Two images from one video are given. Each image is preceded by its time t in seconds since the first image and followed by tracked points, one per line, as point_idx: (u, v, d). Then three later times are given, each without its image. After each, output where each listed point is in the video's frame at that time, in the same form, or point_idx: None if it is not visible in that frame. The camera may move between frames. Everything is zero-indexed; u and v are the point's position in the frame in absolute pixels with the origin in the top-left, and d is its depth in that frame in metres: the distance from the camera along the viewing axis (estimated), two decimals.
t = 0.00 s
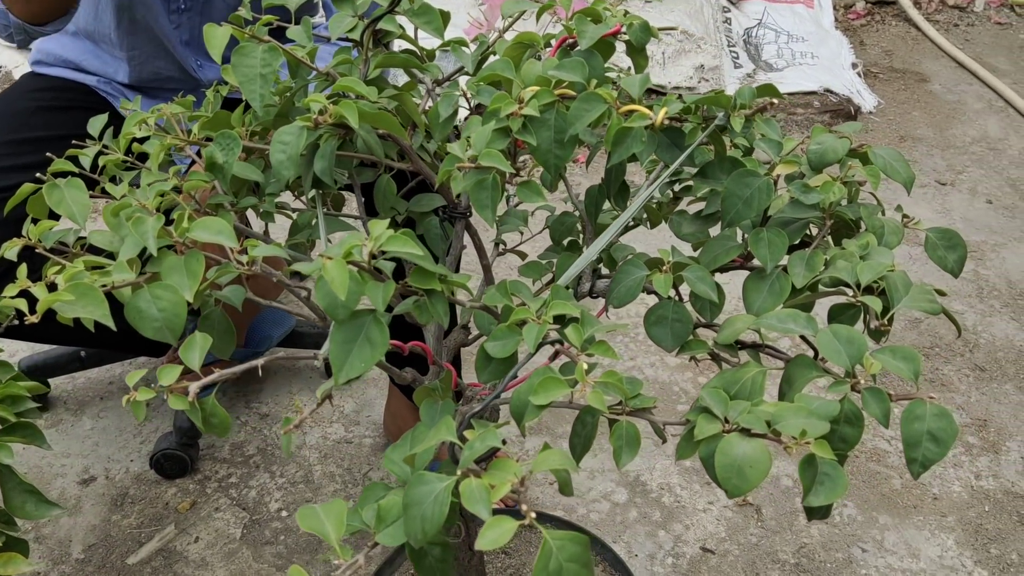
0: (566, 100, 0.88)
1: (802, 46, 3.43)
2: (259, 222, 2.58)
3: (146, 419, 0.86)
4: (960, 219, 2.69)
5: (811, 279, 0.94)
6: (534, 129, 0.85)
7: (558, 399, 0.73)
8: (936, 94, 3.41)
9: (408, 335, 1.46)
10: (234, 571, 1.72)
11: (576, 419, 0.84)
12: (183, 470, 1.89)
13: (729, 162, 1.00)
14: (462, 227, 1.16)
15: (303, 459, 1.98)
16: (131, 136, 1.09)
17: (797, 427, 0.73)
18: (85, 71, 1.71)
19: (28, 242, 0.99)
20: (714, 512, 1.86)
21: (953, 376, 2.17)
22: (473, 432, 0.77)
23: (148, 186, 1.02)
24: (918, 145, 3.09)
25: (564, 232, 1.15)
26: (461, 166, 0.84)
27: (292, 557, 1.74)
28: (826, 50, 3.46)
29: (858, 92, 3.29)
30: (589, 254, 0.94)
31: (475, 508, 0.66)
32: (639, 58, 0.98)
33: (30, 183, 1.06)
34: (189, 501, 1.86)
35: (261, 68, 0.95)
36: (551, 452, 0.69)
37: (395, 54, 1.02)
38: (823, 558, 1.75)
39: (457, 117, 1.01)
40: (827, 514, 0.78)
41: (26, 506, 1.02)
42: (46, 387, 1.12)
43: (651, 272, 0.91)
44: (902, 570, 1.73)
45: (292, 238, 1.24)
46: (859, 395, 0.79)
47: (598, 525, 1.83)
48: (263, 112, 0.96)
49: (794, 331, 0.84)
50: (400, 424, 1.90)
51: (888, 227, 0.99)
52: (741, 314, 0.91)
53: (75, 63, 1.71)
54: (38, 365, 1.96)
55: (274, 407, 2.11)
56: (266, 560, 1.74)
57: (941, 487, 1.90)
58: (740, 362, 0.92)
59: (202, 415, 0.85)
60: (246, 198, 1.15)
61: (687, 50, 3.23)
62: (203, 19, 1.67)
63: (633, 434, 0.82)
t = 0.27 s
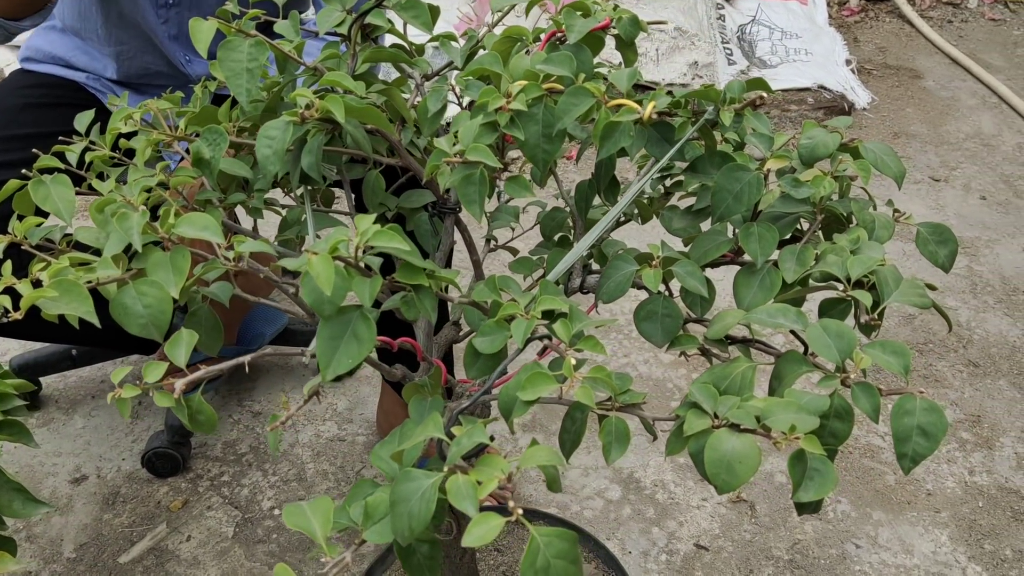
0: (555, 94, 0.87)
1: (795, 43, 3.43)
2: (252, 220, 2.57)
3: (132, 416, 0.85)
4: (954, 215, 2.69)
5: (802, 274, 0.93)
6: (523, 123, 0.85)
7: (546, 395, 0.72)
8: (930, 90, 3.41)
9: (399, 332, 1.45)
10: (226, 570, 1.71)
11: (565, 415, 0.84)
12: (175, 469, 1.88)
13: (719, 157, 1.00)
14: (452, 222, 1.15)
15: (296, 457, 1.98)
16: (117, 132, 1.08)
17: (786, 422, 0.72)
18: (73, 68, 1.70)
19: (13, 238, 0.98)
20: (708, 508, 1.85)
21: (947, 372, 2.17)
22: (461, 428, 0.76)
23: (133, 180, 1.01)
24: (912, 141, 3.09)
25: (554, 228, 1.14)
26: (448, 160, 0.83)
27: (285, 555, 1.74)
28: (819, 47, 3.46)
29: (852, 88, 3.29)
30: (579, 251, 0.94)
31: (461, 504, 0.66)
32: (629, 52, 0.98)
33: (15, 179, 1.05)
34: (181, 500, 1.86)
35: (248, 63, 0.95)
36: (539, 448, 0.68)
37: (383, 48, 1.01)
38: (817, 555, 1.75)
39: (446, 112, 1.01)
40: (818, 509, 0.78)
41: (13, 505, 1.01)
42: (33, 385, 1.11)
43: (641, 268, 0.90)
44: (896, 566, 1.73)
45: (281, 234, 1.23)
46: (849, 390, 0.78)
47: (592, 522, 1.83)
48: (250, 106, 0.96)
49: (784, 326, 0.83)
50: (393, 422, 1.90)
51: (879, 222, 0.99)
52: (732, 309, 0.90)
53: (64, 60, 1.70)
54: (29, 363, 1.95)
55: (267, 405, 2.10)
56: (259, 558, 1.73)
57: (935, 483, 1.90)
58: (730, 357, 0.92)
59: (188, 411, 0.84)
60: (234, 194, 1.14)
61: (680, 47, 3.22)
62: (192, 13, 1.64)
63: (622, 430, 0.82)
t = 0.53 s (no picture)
0: (553, 80, 0.86)
1: (794, 39, 3.42)
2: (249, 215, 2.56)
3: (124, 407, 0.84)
4: (954, 211, 2.68)
5: (804, 263, 0.92)
6: (521, 109, 0.84)
7: (545, 383, 0.71)
8: (930, 86, 3.40)
9: (396, 325, 1.44)
10: (223, 566, 1.70)
11: (564, 405, 0.83)
12: (171, 465, 1.87)
13: (719, 146, 0.99)
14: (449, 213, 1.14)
15: (293, 453, 1.96)
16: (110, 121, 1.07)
17: (789, 411, 0.71)
18: (68, 61, 1.69)
19: (5, 228, 0.97)
20: (707, 504, 1.84)
21: (948, 367, 2.16)
22: (458, 418, 0.75)
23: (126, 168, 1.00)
24: (912, 137, 3.08)
25: (553, 219, 1.13)
26: (445, 147, 0.82)
27: (282, 551, 1.73)
28: (818, 43, 3.45)
29: (852, 84, 3.28)
30: (578, 240, 0.93)
31: (459, 494, 0.65)
32: (629, 39, 0.97)
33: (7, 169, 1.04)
34: (178, 496, 1.84)
35: (242, 50, 0.93)
36: (537, 437, 0.67)
37: (379, 35, 0.99)
38: (817, 550, 1.74)
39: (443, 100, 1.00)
40: (821, 500, 0.77)
41: (5, 498, 1.00)
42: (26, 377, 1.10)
43: (641, 257, 0.89)
44: (897, 561, 1.72)
45: (277, 225, 1.22)
46: (852, 379, 0.77)
47: (591, 518, 1.82)
48: (244, 94, 0.94)
49: (785, 315, 0.82)
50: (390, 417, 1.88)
51: (882, 211, 0.98)
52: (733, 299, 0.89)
53: (59, 53, 1.68)
54: (24, 359, 1.93)
55: (264, 401, 2.09)
56: (256, 554, 1.72)
57: (936, 479, 1.89)
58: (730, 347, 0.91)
59: (181, 402, 0.83)
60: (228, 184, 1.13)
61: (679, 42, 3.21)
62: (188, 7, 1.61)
63: (622, 421, 0.81)
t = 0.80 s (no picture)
0: (557, 67, 0.85)
1: (795, 35, 3.42)
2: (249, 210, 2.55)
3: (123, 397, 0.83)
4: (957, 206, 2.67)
5: (810, 254, 0.91)
6: (525, 96, 0.83)
7: (550, 372, 0.70)
8: (931, 82, 3.39)
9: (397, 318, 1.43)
10: (223, 562, 1.69)
11: (569, 396, 0.82)
12: (170, 460, 1.86)
13: (725, 135, 0.97)
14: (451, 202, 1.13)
15: (293, 449, 1.95)
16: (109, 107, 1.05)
17: (798, 400, 0.70)
18: (66, 54, 1.67)
19: (3, 218, 0.96)
20: (710, 500, 1.83)
21: (951, 363, 2.15)
22: (462, 407, 0.74)
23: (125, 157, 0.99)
24: (913, 133, 3.07)
25: (556, 210, 1.12)
26: (448, 134, 0.81)
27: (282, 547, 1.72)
28: (819, 39, 3.44)
29: (854, 80, 3.27)
30: (582, 230, 0.92)
31: (463, 484, 0.64)
32: (633, 27, 0.96)
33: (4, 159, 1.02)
34: (177, 491, 1.83)
35: (242, 38, 0.92)
36: (542, 425, 0.66)
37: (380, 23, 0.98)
38: (821, 546, 1.73)
39: (446, 89, 0.98)
40: (830, 491, 0.75)
41: (3, 491, 0.99)
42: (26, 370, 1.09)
43: (646, 246, 0.88)
44: (900, 557, 1.71)
45: (278, 217, 1.21)
46: (861, 368, 0.76)
47: (593, 514, 1.81)
48: (244, 82, 0.93)
49: (793, 304, 0.81)
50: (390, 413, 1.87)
51: (889, 201, 0.97)
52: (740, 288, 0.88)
53: (57, 46, 1.67)
54: (23, 354, 1.92)
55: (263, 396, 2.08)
56: (256, 550, 1.71)
57: (940, 474, 1.88)
58: (737, 338, 0.90)
59: (181, 392, 0.82)
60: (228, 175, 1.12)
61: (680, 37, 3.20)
62: None
63: (628, 411, 0.80)
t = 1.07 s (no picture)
0: (565, 53, 0.84)
1: (797, 31, 3.41)
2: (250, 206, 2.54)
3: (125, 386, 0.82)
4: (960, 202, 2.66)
5: (821, 243, 0.90)
6: (533, 82, 0.82)
7: (560, 360, 0.69)
8: (934, 78, 3.38)
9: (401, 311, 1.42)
10: (224, 558, 1.68)
11: (577, 386, 0.81)
12: (171, 456, 1.85)
13: (734, 124, 0.96)
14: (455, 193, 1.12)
15: (295, 445, 1.94)
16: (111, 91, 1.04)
17: (812, 389, 0.69)
18: (65, 46, 1.66)
19: (3, 208, 0.95)
20: (714, 496, 1.82)
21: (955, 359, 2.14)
22: (470, 396, 0.73)
23: (126, 147, 0.97)
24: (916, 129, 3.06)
25: (561, 201, 1.11)
26: (455, 120, 0.80)
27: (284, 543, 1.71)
28: (821, 35, 3.44)
29: (856, 76, 3.26)
30: (589, 219, 0.90)
31: (473, 472, 0.62)
32: (641, 14, 0.94)
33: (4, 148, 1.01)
34: (178, 488, 1.82)
35: (245, 24, 0.91)
36: (553, 413, 0.65)
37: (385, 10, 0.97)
38: (826, 542, 1.72)
39: (451, 77, 0.97)
40: (843, 481, 0.74)
41: (4, 485, 0.98)
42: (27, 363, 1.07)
43: (655, 235, 0.87)
44: (906, 553, 1.70)
45: (280, 208, 1.20)
46: (875, 357, 0.75)
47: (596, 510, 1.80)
48: (248, 69, 0.92)
49: (805, 293, 0.80)
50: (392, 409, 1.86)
51: (900, 190, 0.96)
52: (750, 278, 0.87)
53: (57, 38, 1.65)
54: (23, 349, 1.91)
55: (265, 392, 2.07)
56: (257, 547, 1.70)
57: (945, 470, 1.87)
58: (747, 328, 0.89)
59: (185, 383, 0.81)
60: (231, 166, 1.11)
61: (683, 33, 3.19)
62: None
63: (638, 401, 0.79)
